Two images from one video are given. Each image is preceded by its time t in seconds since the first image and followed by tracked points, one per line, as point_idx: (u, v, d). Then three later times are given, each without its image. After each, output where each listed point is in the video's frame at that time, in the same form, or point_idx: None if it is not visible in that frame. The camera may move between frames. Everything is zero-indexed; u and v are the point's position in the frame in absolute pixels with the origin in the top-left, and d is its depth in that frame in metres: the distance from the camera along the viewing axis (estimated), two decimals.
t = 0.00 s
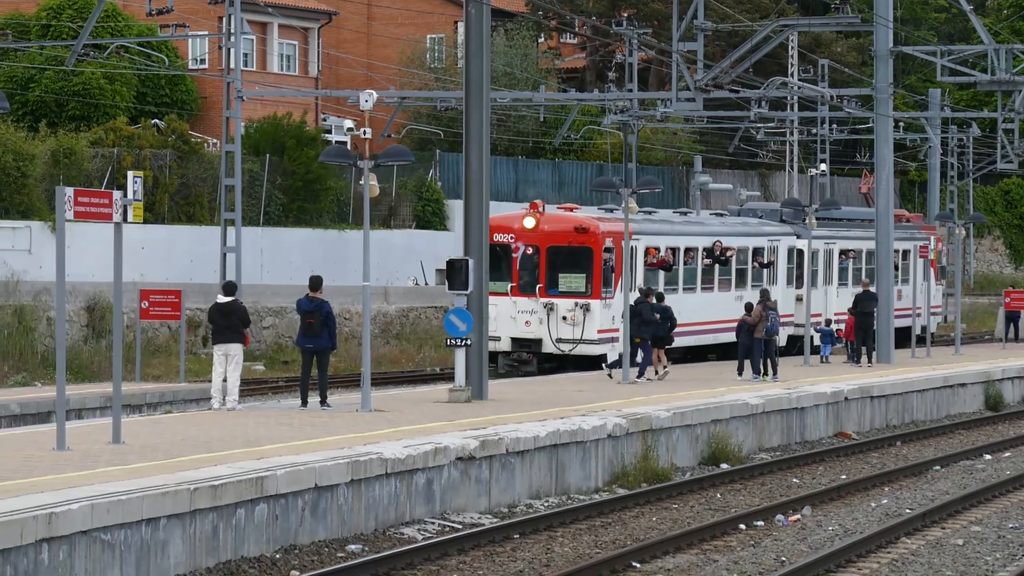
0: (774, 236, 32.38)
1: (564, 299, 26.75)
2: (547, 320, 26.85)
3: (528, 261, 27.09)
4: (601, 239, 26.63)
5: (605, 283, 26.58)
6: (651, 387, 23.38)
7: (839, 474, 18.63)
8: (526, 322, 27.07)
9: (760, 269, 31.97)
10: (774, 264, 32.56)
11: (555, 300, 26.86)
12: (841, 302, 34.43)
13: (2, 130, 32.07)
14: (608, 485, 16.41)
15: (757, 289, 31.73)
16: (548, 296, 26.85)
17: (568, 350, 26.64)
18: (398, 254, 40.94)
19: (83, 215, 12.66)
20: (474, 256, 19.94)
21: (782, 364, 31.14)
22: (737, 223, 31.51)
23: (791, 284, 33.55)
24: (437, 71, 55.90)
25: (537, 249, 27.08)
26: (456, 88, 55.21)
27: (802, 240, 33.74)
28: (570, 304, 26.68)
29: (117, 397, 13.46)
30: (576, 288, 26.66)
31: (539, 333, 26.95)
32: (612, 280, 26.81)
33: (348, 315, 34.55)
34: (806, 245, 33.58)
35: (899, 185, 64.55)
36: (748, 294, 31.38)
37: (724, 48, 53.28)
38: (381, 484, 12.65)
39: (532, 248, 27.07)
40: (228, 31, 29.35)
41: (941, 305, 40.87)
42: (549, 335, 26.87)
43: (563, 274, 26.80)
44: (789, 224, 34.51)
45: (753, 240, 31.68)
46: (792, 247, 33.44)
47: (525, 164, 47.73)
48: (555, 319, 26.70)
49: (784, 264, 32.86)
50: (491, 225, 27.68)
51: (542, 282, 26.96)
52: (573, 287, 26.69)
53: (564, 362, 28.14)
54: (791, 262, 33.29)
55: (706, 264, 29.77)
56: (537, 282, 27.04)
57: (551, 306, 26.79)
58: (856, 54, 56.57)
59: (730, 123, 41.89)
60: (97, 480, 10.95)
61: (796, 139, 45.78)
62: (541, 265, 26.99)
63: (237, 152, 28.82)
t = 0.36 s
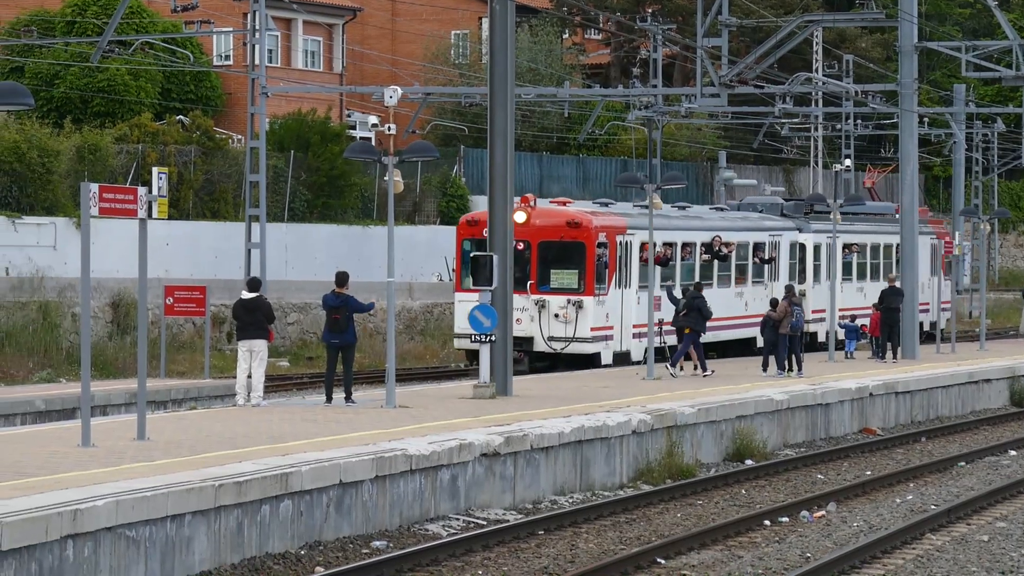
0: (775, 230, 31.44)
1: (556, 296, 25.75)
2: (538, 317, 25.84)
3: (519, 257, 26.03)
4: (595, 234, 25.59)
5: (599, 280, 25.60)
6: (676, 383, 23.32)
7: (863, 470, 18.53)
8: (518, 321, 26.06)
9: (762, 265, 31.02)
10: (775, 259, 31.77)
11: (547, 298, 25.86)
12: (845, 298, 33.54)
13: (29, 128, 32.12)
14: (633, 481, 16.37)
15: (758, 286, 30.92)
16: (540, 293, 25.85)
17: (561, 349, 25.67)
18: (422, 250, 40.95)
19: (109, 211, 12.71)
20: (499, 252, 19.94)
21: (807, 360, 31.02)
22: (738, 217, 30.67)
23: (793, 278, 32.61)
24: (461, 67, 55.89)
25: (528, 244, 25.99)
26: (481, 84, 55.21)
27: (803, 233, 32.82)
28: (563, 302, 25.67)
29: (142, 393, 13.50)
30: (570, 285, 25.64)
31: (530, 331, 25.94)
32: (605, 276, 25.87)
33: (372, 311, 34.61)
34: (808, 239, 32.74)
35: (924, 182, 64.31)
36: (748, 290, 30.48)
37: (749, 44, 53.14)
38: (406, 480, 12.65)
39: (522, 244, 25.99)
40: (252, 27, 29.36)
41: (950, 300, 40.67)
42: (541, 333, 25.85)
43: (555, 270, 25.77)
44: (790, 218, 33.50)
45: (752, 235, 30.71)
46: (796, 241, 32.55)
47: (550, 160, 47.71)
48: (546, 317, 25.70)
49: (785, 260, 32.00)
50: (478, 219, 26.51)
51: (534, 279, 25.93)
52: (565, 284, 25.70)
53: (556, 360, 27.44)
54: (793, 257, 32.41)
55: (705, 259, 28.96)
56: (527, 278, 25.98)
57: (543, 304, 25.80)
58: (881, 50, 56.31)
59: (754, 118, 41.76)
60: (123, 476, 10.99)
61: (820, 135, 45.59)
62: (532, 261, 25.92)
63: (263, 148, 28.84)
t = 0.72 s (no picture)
0: (777, 228, 30.41)
1: (548, 297, 25.10)
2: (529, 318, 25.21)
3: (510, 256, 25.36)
4: (588, 232, 24.90)
5: (591, 279, 24.92)
6: (701, 382, 23.26)
7: (889, 469, 18.44)
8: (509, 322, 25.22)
9: (762, 264, 29.98)
10: (777, 258, 30.57)
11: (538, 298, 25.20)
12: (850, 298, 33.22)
13: (55, 128, 32.18)
14: (659, 480, 16.34)
15: (760, 285, 29.75)
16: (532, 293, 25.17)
17: (553, 350, 25.11)
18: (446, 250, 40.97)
19: (134, 211, 12.75)
20: (524, 251, 19.92)
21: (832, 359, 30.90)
22: (738, 214, 29.61)
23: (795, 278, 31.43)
24: (486, 66, 55.90)
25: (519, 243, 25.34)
26: (505, 83, 55.20)
27: (806, 232, 31.66)
28: (555, 302, 25.02)
29: (167, 393, 13.55)
30: (562, 285, 24.96)
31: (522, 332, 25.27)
32: (599, 275, 25.17)
33: (397, 310, 34.67)
34: (812, 237, 31.68)
35: (950, 180, 64.02)
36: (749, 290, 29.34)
37: (773, 43, 52.99)
38: (431, 479, 12.65)
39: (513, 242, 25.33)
40: (277, 26, 29.37)
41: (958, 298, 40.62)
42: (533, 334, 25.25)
43: (546, 270, 25.12)
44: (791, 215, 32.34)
45: (753, 233, 29.69)
46: (797, 240, 31.37)
47: (574, 159, 47.62)
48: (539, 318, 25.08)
49: (789, 258, 30.82)
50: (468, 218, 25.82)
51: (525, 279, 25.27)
52: (557, 283, 25.01)
53: (548, 362, 26.72)
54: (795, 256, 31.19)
55: (702, 259, 27.88)
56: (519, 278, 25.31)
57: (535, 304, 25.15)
58: (905, 48, 56.05)
59: (779, 117, 41.61)
60: (149, 476, 11.02)
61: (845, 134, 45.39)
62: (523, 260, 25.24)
63: (287, 147, 28.83)
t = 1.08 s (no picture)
0: (776, 229, 29.78)
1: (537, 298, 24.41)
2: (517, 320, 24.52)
3: (498, 257, 24.79)
4: (578, 232, 24.19)
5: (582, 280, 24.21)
6: (723, 383, 23.19)
7: (911, 470, 18.35)
8: (496, 324, 24.72)
9: (761, 265, 29.41)
10: (775, 259, 29.96)
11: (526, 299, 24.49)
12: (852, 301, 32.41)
13: (77, 129, 32.25)
14: (681, 481, 16.29)
15: (756, 287, 29.19)
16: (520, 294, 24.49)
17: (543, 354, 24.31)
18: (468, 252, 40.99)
19: (157, 212, 12.78)
20: (547, 251, 19.90)
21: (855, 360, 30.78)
22: (734, 215, 28.76)
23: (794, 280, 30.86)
24: (509, 67, 55.90)
25: (507, 244, 24.78)
26: (528, 84, 55.19)
27: (808, 232, 30.97)
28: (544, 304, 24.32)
29: (189, 393, 13.58)
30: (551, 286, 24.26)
31: (509, 335, 24.61)
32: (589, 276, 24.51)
33: (419, 311, 34.74)
34: (813, 238, 30.95)
35: (972, 181, 63.76)
36: (746, 292, 28.88)
37: (796, 44, 52.84)
38: (453, 480, 12.64)
39: (502, 243, 24.77)
40: (299, 28, 29.33)
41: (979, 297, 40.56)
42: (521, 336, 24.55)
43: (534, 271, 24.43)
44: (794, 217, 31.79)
45: (751, 233, 29.07)
46: (797, 241, 30.68)
47: (596, 160, 47.56)
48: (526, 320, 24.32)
49: (787, 259, 30.25)
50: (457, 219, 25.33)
51: (513, 280, 24.60)
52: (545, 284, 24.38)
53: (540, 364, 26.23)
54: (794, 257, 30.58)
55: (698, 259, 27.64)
56: (508, 279, 24.68)
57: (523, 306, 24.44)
58: (928, 49, 55.84)
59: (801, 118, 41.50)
60: (172, 476, 11.04)
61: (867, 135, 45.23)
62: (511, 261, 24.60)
63: (309, 148, 28.84)
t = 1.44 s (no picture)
0: (770, 227, 29.19)
1: (523, 299, 23.24)
2: (503, 321, 23.32)
3: (481, 256, 23.52)
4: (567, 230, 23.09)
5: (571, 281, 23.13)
6: (742, 382, 23.14)
7: (930, 468, 18.30)
8: (481, 325, 23.55)
9: (754, 265, 28.83)
10: (769, 258, 29.34)
11: (512, 300, 23.34)
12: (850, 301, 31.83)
13: (95, 129, 32.36)
14: (700, 480, 16.27)
15: (750, 286, 28.63)
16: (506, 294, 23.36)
17: (529, 356, 23.15)
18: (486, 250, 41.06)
19: (175, 211, 12.82)
20: (565, 250, 19.91)
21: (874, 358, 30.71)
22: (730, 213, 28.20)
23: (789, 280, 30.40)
24: (527, 66, 55.92)
25: (491, 242, 23.48)
26: (546, 83, 55.21)
27: (804, 231, 30.42)
28: (530, 305, 23.17)
29: (208, 392, 13.60)
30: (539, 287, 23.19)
31: (494, 336, 23.41)
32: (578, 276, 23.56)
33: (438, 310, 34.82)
34: (809, 237, 30.44)
35: (991, 180, 63.49)
36: (738, 292, 28.17)
37: (814, 42, 52.75)
38: (471, 479, 12.65)
39: (486, 242, 23.47)
40: (317, 28, 29.36)
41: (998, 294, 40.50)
42: (507, 338, 23.33)
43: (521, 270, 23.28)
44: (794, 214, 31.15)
45: (744, 232, 28.42)
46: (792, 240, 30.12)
47: (615, 159, 47.52)
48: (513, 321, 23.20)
49: (782, 258, 29.63)
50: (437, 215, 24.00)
51: (499, 280, 23.39)
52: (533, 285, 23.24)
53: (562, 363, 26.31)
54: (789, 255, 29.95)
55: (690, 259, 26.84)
56: (493, 279, 23.46)
57: (509, 307, 23.28)
58: (947, 48, 55.68)
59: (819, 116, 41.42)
60: (191, 475, 11.07)
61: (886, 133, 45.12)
62: (496, 260, 23.40)
63: (328, 147, 28.88)
